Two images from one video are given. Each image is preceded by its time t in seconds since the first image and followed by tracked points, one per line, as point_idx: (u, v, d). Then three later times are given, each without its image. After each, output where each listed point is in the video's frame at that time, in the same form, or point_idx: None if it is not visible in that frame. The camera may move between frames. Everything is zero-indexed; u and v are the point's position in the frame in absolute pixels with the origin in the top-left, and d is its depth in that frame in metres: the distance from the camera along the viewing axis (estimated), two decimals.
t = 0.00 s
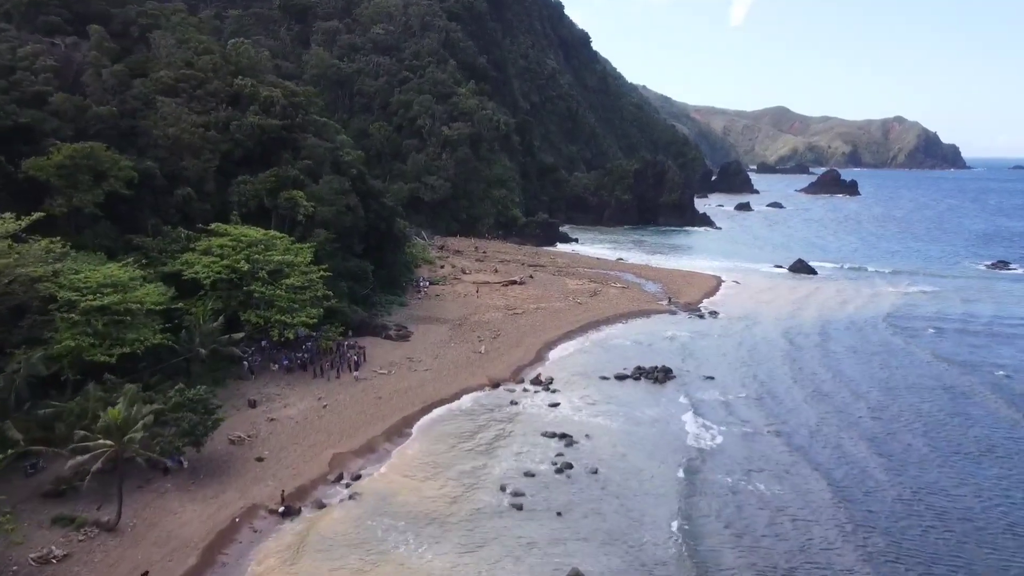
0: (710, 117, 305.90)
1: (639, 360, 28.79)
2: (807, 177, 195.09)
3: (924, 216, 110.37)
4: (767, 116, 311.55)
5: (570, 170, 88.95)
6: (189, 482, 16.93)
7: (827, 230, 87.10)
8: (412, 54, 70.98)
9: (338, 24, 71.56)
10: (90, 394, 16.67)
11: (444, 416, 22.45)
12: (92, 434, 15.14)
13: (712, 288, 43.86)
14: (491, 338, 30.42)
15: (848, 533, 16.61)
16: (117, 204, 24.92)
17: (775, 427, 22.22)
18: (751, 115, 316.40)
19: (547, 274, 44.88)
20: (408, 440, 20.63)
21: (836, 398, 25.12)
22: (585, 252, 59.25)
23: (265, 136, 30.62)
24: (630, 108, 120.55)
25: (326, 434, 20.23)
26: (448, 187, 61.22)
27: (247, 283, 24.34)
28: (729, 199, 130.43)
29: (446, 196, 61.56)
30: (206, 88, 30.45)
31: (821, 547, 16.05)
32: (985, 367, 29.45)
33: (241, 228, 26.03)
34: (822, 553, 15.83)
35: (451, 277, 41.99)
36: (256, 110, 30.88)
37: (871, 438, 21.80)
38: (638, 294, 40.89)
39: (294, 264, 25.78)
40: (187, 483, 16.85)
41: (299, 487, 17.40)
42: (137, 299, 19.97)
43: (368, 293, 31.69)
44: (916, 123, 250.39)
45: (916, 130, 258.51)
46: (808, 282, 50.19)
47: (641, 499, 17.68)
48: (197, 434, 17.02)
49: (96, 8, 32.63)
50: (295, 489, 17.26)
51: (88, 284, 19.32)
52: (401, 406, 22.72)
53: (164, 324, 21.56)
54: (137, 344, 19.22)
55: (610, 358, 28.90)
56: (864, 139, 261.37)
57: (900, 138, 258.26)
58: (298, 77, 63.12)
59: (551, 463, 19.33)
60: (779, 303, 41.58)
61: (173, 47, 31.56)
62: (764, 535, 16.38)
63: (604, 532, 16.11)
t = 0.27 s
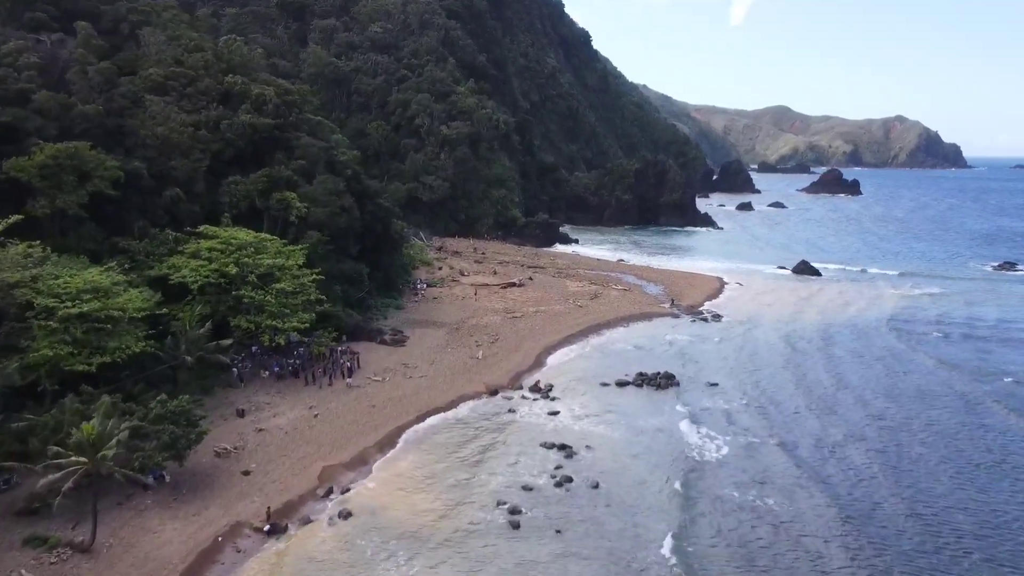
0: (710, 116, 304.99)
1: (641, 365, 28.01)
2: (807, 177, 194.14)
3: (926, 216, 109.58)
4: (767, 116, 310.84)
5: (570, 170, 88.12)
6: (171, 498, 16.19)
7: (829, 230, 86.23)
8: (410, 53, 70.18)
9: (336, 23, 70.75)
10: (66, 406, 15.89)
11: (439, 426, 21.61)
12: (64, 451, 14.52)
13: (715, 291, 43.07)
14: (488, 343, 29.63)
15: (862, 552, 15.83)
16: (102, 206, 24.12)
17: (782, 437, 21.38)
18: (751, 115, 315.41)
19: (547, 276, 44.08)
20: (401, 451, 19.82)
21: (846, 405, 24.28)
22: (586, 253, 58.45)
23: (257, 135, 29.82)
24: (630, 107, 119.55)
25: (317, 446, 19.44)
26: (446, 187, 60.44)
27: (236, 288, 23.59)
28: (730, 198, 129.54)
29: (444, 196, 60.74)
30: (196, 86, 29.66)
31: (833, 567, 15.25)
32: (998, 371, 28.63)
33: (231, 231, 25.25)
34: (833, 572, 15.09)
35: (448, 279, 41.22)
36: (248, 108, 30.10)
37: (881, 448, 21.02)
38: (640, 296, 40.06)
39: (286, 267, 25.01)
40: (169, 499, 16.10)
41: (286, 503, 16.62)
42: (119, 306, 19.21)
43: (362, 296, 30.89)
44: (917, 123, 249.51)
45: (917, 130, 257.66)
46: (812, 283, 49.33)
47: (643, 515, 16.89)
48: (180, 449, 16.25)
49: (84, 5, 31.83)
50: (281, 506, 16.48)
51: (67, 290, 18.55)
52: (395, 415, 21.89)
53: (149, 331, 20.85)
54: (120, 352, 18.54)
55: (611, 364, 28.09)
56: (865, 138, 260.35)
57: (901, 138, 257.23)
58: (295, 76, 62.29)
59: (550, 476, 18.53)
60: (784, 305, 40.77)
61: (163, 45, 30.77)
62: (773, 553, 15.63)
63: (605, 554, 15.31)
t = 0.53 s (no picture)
0: (710, 116, 303.87)
1: (643, 372, 27.25)
2: (807, 176, 193.24)
3: (928, 216, 108.83)
4: (767, 116, 309.89)
5: (569, 170, 87.30)
6: (148, 516, 15.45)
7: (831, 231, 85.46)
8: (408, 52, 69.37)
9: (333, 21, 69.91)
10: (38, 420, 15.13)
11: (432, 437, 20.83)
12: (33, 469, 13.76)
13: (717, 293, 42.30)
14: (485, 349, 28.85)
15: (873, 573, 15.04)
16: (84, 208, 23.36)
17: (789, 449, 20.61)
18: (752, 114, 314.38)
19: (546, 278, 43.31)
20: (392, 464, 19.05)
21: (853, 414, 23.49)
22: (585, 254, 57.66)
23: (247, 135, 29.06)
24: (630, 107, 118.68)
25: (305, 458, 18.69)
26: (444, 188, 59.65)
27: (223, 293, 22.82)
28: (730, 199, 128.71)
29: (442, 196, 59.95)
30: (185, 85, 28.89)
31: None
32: (1008, 377, 27.82)
33: (219, 234, 24.48)
34: None
35: (446, 282, 40.47)
36: (238, 108, 29.33)
37: (893, 459, 20.25)
38: (640, 299, 39.27)
39: (275, 272, 24.23)
40: (146, 518, 15.37)
41: (270, 521, 15.85)
42: (98, 313, 18.45)
43: (356, 300, 30.14)
44: (918, 123, 248.67)
45: (918, 129, 256.72)
46: (815, 285, 48.52)
47: (642, 534, 16.10)
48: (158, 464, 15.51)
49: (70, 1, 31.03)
50: (265, 524, 15.71)
51: (42, 297, 17.79)
52: (387, 425, 21.13)
53: (130, 339, 20.08)
54: (98, 362, 17.71)
55: (611, 370, 27.31)
56: (866, 138, 259.33)
57: (902, 137, 256.23)
58: (291, 75, 61.48)
59: (546, 490, 17.77)
60: (786, 308, 39.99)
61: (151, 42, 29.99)
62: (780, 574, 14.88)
63: None
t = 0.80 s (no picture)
0: (710, 115, 302.76)
1: (643, 379, 26.51)
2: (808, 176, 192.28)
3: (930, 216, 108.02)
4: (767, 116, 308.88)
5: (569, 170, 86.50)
6: (122, 534, 14.75)
7: (832, 231, 84.64)
8: (405, 51, 68.57)
9: (329, 20, 69.12)
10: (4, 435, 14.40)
11: (422, 448, 20.08)
12: None
13: (717, 296, 41.54)
14: (480, 355, 28.08)
15: None
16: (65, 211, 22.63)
17: (793, 461, 19.87)
18: (752, 114, 313.29)
19: (544, 281, 42.56)
20: (381, 478, 18.30)
21: (859, 423, 22.72)
22: (584, 256, 56.89)
23: (236, 135, 28.31)
24: (630, 107, 117.81)
25: (290, 472, 17.96)
26: (441, 188, 58.88)
27: (208, 298, 22.07)
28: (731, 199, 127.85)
29: (439, 197, 59.19)
30: (172, 84, 28.14)
31: None
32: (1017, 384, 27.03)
33: (204, 237, 23.73)
34: None
35: (442, 285, 39.76)
36: (227, 107, 28.58)
37: (902, 472, 19.50)
38: (640, 303, 38.49)
39: (262, 277, 23.47)
40: (119, 538, 14.63)
41: (250, 539, 15.13)
42: (74, 321, 17.72)
43: (348, 305, 29.39)
44: (919, 122, 247.74)
45: (918, 129, 255.77)
46: (817, 288, 47.74)
47: (640, 555, 15.35)
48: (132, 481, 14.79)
49: None
50: (245, 544, 14.97)
51: (15, 304, 17.06)
52: (377, 436, 20.39)
53: (110, 345, 19.36)
54: (71, 372, 17.01)
55: (609, 378, 26.54)
56: (867, 138, 258.33)
57: (902, 137, 255.23)
58: (286, 74, 60.69)
59: (540, 507, 17.02)
60: (789, 312, 39.23)
61: (138, 40, 29.23)
62: None
63: None
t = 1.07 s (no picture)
0: (710, 115, 301.80)
1: (641, 386, 25.75)
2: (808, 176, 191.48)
3: (932, 217, 107.25)
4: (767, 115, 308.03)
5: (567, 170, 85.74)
6: (91, 555, 14.06)
7: (833, 232, 83.86)
8: (401, 49, 67.78)
9: (325, 18, 68.34)
10: None
11: (411, 461, 19.34)
12: None
13: (717, 299, 40.79)
14: (474, 361, 27.33)
15: None
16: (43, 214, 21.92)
17: (795, 474, 19.14)
18: (752, 113, 312.38)
19: (541, 283, 41.81)
20: (367, 493, 17.56)
21: (863, 434, 21.96)
22: (582, 258, 56.15)
23: (222, 135, 27.56)
24: (630, 106, 117.01)
25: (271, 487, 17.24)
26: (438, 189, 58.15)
27: (190, 304, 21.32)
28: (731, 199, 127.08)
29: (435, 197, 58.45)
30: (157, 83, 27.40)
31: None
32: None
33: (188, 240, 22.99)
34: None
35: (436, 287, 39.01)
36: (214, 106, 27.83)
37: (910, 486, 18.75)
38: (638, 306, 37.73)
39: (247, 281, 22.73)
40: (87, 559, 13.94)
41: (227, 561, 14.41)
42: (46, 329, 17.00)
43: (338, 309, 28.66)
44: (919, 122, 246.96)
45: (919, 128, 255.01)
46: (819, 290, 46.99)
47: None
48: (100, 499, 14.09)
49: None
50: (221, 566, 14.25)
51: None
52: (364, 448, 19.64)
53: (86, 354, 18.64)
54: (41, 383, 16.36)
55: (606, 385, 25.79)
56: (867, 137, 257.49)
57: (903, 137, 254.40)
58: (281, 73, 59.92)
59: (531, 524, 16.28)
60: (790, 315, 38.48)
61: (122, 38, 28.48)
62: None
63: None
